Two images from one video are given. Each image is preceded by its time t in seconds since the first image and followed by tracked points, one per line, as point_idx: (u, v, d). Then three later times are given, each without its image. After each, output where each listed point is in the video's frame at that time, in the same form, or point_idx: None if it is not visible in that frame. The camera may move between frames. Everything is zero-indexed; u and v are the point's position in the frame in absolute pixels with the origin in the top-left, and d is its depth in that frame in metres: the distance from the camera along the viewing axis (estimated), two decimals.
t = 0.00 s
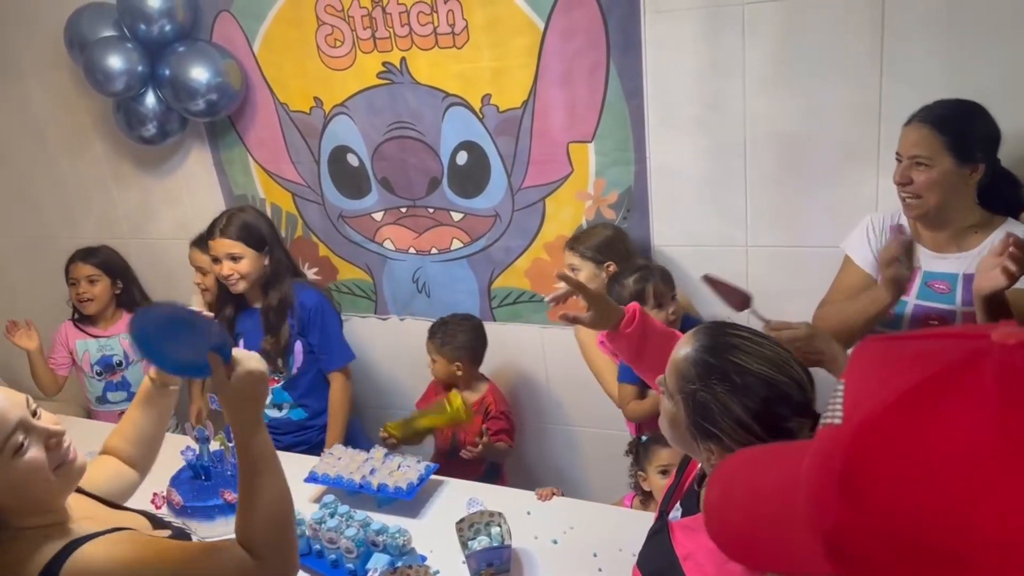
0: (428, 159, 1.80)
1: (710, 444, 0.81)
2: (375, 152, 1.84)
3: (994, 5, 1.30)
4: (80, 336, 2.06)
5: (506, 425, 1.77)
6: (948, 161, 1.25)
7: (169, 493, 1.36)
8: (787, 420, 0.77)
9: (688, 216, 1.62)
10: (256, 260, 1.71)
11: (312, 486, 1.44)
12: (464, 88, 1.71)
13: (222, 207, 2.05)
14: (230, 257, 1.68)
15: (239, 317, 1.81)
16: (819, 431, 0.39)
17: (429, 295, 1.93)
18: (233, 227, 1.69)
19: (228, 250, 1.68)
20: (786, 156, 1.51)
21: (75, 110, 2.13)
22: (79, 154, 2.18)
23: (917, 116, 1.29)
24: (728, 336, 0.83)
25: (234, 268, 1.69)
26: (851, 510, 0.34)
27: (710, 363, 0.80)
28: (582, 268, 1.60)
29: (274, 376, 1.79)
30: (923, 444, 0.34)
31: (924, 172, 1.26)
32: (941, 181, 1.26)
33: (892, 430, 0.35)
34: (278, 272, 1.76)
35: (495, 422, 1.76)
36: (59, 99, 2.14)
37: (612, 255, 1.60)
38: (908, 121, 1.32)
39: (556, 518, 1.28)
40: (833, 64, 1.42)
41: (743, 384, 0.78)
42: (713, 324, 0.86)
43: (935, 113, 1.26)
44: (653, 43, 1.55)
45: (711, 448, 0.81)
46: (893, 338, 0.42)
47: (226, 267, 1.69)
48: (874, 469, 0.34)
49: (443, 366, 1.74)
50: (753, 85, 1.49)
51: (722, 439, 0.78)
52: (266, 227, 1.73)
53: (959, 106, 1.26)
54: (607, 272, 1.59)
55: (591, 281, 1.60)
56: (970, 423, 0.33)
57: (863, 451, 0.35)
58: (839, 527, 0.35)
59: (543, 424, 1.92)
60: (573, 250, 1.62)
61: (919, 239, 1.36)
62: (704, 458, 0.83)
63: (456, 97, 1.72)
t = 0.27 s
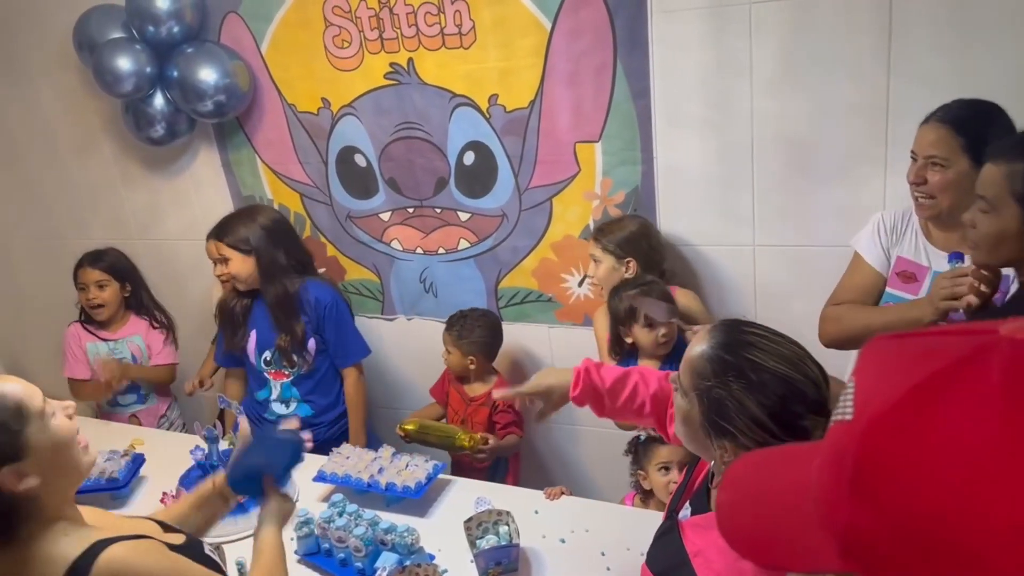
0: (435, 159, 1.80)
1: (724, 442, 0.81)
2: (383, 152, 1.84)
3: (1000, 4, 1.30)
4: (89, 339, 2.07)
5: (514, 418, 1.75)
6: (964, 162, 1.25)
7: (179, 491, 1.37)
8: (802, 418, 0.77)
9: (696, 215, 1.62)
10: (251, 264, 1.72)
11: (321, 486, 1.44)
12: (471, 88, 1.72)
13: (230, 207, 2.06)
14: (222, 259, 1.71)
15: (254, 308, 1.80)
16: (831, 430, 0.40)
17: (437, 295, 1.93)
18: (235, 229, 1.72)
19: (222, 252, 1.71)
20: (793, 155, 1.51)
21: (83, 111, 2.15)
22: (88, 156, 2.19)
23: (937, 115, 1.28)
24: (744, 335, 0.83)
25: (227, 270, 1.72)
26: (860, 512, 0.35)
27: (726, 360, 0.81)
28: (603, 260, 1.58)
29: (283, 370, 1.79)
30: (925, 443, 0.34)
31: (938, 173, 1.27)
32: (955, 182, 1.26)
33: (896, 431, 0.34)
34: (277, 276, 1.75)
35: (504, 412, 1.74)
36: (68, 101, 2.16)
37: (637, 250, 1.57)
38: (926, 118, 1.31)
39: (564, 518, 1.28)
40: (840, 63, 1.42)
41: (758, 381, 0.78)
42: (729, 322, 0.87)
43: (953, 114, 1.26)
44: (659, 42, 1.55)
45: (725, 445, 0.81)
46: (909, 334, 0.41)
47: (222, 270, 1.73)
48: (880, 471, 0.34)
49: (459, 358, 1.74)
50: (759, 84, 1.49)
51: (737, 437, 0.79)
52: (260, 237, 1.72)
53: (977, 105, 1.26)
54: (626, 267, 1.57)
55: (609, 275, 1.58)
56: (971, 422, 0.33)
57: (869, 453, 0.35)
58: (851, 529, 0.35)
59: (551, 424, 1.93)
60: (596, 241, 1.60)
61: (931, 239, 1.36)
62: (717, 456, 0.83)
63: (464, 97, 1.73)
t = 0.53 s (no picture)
0: (440, 159, 1.80)
1: (720, 443, 0.82)
2: (387, 153, 1.84)
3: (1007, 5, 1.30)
4: (93, 342, 2.07)
5: (513, 404, 1.77)
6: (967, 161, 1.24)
7: (185, 494, 1.36)
8: (797, 421, 0.77)
9: (701, 217, 1.62)
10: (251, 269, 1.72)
11: (326, 487, 1.44)
12: (476, 89, 1.72)
13: (235, 208, 2.06)
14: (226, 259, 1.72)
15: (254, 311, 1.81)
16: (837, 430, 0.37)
17: (442, 295, 1.93)
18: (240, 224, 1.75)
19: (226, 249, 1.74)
20: (799, 155, 1.51)
21: (88, 112, 2.15)
22: (93, 157, 2.20)
23: (939, 113, 1.28)
24: (739, 337, 0.84)
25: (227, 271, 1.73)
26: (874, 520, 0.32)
27: (722, 363, 0.82)
28: (581, 255, 1.61)
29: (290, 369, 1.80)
30: (929, 447, 0.31)
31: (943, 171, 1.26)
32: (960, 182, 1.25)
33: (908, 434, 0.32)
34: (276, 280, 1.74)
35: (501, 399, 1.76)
36: (73, 103, 2.16)
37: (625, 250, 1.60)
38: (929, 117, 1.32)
39: (570, 519, 1.28)
40: (846, 63, 1.42)
41: (754, 384, 0.79)
42: (724, 325, 0.87)
43: (953, 113, 1.26)
44: (664, 42, 1.54)
45: (722, 447, 0.82)
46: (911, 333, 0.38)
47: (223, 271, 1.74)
48: (886, 474, 0.32)
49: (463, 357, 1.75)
50: (765, 83, 1.49)
51: (732, 439, 0.79)
52: (256, 243, 1.70)
53: (976, 105, 1.26)
54: (603, 263, 1.59)
55: (588, 271, 1.61)
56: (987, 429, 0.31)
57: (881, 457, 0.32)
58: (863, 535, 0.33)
59: (554, 424, 1.93)
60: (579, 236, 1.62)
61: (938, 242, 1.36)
62: (713, 457, 0.84)
63: (468, 98, 1.73)
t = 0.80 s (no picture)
0: (447, 159, 1.80)
1: (720, 446, 0.82)
2: (394, 153, 1.85)
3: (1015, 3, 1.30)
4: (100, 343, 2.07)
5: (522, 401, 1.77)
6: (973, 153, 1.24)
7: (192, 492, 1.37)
8: (797, 424, 0.78)
9: (707, 216, 1.62)
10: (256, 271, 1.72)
11: (334, 486, 1.45)
12: (482, 88, 1.72)
13: (242, 208, 2.07)
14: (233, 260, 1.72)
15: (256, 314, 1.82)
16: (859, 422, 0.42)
17: (448, 295, 1.93)
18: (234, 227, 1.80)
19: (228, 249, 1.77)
20: (806, 154, 1.50)
21: (96, 113, 2.16)
22: (100, 158, 2.20)
23: (944, 109, 1.29)
24: (737, 340, 0.84)
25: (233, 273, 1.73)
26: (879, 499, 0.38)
27: (720, 368, 0.82)
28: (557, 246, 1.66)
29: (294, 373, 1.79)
30: (937, 442, 0.36)
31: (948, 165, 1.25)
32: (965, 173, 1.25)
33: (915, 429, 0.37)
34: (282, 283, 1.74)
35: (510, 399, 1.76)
36: (80, 104, 2.17)
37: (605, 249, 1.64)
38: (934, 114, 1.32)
39: (577, 518, 1.28)
40: (854, 61, 1.42)
41: (753, 388, 0.79)
42: (722, 326, 0.87)
43: (958, 107, 1.27)
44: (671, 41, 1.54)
45: (721, 449, 0.82)
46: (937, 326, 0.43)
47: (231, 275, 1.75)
48: (898, 467, 0.37)
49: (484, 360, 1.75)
50: (772, 82, 1.49)
51: (732, 443, 0.80)
52: (263, 245, 1.70)
53: (981, 100, 1.27)
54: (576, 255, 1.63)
55: (563, 261, 1.65)
56: (981, 427, 0.35)
57: (890, 448, 0.37)
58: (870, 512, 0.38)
59: (559, 423, 1.93)
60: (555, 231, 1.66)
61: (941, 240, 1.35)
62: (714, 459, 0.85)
63: (475, 98, 1.73)
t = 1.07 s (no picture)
0: (452, 160, 1.80)
1: (716, 442, 0.82)
2: (399, 154, 1.85)
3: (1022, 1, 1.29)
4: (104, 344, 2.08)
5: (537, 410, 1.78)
6: (979, 149, 1.24)
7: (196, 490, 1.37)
8: (793, 420, 0.78)
9: (712, 216, 1.62)
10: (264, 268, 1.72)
11: (340, 487, 1.45)
12: (488, 89, 1.72)
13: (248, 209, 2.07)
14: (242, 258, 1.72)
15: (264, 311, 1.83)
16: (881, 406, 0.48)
17: (453, 296, 1.94)
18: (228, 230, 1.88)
19: (225, 245, 1.84)
20: (812, 153, 1.50)
21: (101, 115, 2.16)
22: (106, 159, 2.21)
23: (950, 105, 1.29)
24: (733, 336, 0.84)
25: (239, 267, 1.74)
26: (889, 472, 0.43)
27: (717, 364, 0.82)
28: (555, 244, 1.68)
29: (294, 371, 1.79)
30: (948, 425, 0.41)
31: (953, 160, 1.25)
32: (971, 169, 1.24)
33: (928, 411, 0.42)
34: (291, 284, 1.75)
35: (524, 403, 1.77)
36: (86, 104, 2.17)
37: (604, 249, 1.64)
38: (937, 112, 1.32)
39: (583, 518, 1.28)
40: (860, 60, 1.41)
41: (750, 385, 0.79)
42: (720, 323, 0.87)
43: (964, 103, 1.27)
44: (676, 41, 1.54)
45: (718, 446, 0.83)
46: (960, 318, 0.49)
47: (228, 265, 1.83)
48: (913, 446, 0.43)
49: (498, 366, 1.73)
50: (777, 81, 1.48)
51: (728, 438, 0.80)
52: (269, 243, 1.71)
53: (986, 98, 1.27)
54: (574, 253, 1.65)
55: (560, 258, 1.67)
56: (986, 411, 0.40)
57: (905, 427, 0.43)
58: (881, 484, 0.44)
59: (564, 423, 1.93)
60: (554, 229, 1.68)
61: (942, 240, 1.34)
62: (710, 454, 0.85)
63: (480, 98, 1.73)
